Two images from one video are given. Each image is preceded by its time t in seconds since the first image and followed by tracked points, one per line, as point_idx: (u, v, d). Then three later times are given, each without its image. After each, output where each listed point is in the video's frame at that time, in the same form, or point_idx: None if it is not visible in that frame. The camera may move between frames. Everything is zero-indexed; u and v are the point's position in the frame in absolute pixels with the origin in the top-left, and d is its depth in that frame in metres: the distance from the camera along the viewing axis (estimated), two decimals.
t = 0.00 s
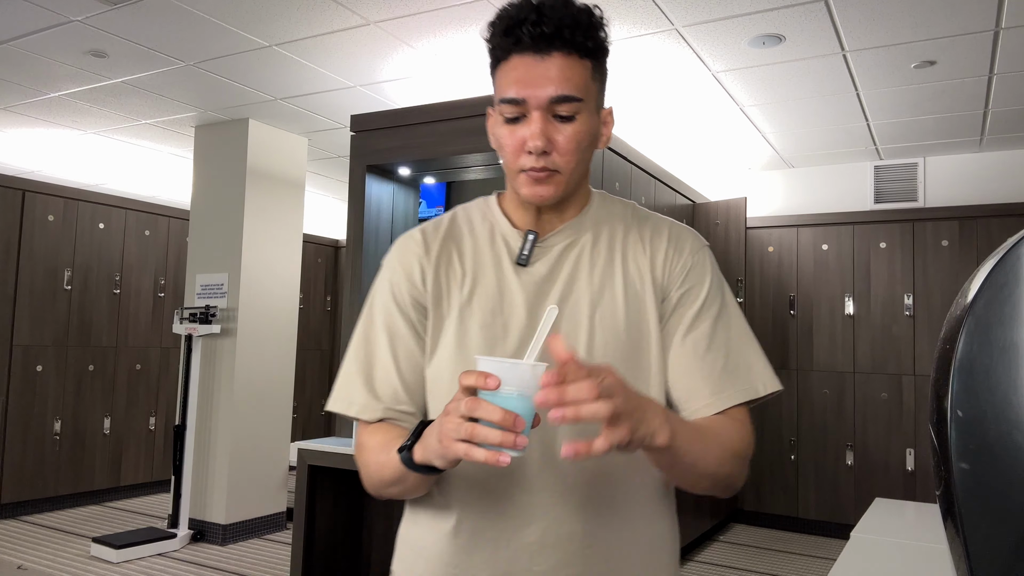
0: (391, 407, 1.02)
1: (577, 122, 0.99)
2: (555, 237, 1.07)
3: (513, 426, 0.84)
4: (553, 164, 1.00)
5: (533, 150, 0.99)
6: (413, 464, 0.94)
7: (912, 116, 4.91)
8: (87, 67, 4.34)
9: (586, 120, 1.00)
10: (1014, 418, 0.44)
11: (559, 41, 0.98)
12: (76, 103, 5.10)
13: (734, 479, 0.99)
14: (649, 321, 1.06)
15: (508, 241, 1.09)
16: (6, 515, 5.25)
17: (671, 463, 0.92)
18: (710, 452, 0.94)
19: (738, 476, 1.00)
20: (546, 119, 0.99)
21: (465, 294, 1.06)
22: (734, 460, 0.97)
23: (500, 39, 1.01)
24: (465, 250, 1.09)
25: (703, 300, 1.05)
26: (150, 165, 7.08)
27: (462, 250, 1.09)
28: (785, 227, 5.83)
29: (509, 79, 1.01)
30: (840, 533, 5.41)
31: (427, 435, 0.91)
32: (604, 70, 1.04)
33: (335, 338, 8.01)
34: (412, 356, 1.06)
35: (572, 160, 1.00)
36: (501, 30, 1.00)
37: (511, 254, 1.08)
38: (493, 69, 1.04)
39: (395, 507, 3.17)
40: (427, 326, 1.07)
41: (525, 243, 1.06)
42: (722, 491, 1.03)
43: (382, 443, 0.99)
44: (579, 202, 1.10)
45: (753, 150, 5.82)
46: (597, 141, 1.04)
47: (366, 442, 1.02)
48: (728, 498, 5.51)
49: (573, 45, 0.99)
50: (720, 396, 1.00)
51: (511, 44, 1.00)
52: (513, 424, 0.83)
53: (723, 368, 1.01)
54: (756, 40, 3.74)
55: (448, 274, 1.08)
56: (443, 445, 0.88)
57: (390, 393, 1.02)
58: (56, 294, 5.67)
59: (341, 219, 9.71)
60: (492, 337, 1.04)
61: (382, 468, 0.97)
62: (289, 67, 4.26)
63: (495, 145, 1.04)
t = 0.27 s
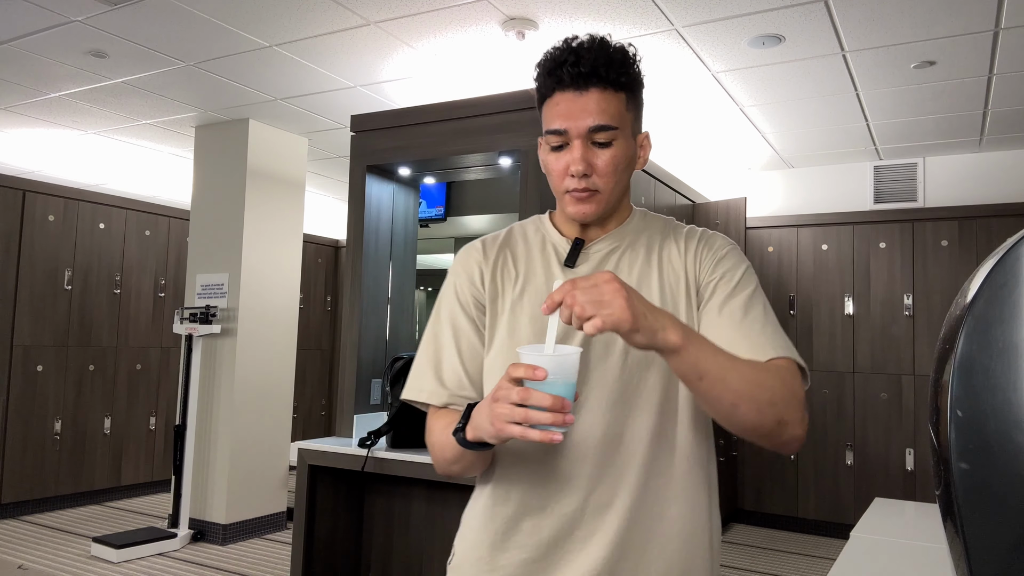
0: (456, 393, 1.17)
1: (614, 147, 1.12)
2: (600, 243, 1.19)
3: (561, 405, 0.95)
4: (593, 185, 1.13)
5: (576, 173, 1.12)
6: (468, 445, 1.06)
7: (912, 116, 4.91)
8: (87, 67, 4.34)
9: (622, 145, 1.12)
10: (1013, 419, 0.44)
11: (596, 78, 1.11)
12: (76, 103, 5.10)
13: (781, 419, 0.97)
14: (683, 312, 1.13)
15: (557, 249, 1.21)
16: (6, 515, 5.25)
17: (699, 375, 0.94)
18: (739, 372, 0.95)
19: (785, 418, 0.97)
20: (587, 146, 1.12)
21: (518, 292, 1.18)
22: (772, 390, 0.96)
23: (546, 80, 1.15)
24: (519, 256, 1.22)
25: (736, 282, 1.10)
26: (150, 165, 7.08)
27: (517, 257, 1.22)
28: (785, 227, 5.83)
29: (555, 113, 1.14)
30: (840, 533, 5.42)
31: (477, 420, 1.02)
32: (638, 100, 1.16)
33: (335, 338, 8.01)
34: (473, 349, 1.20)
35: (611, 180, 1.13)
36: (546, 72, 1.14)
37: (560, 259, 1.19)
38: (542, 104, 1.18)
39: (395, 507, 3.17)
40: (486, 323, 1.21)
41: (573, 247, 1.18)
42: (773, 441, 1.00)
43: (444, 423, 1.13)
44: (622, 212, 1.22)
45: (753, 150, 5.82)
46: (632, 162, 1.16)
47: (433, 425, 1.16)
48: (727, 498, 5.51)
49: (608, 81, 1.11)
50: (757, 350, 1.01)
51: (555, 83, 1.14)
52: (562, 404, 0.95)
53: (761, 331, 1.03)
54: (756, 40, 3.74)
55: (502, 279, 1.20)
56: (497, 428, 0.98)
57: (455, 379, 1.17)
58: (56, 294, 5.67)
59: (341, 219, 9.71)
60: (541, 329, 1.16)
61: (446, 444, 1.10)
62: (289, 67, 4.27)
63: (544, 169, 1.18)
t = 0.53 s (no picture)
0: (463, 380, 1.20)
1: (613, 154, 1.15)
2: (606, 244, 1.22)
3: (587, 393, 0.97)
4: (596, 190, 1.16)
5: (578, 181, 1.15)
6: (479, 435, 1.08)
7: (912, 116, 4.91)
8: (87, 67, 4.34)
9: (621, 152, 1.15)
10: (1016, 418, 0.40)
11: (592, 91, 1.14)
12: (76, 103, 5.10)
13: (795, 386, 0.99)
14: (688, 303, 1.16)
15: (566, 250, 1.25)
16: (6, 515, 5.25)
17: (710, 347, 0.98)
18: (748, 342, 0.99)
19: (800, 385, 1.00)
20: (588, 155, 1.15)
21: (527, 288, 1.22)
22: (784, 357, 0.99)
23: (545, 94, 1.18)
24: (530, 255, 1.27)
25: (738, 269, 1.13)
26: (150, 166, 7.08)
27: (528, 256, 1.27)
28: (785, 227, 5.84)
29: (555, 125, 1.18)
30: (840, 533, 5.42)
31: (494, 414, 1.02)
32: (634, 107, 1.19)
33: (335, 338, 8.02)
34: (484, 342, 1.23)
35: (613, 185, 1.16)
36: (545, 86, 1.17)
37: (568, 258, 1.24)
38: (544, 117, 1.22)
39: (395, 507, 3.17)
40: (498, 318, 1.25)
41: (580, 247, 1.22)
42: (792, 409, 1.02)
43: (449, 413, 1.16)
44: (626, 213, 1.25)
45: (753, 150, 5.82)
46: (633, 166, 1.19)
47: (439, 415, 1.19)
48: (727, 498, 5.51)
49: (604, 92, 1.14)
50: (762, 327, 1.04)
51: (554, 97, 1.17)
52: (589, 390, 0.97)
53: (764, 311, 1.06)
54: (756, 40, 3.74)
55: (514, 278, 1.25)
56: (522, 419, 0.99)
57: (463, 369, 1.20)
58: (56, 294, 5.68)
59: (341, 219, 9.72)
60: (548, 322, 1.19)
61: (452, 433, 1.14)
62: (289, 67, 4.27)
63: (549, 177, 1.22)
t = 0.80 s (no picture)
0: (445, 373, 1.20)
1: (598, 149, 1.15)
2: (589, 242, 1.23)
3: (573, 378, 0.99)
4: (580, 185, 1.16)
5: (563, 175, 1.15)
6: (463, 421, 1.08)
7: (912, 116, 4.91)
8: (87, 67, 4.34)
9: (606, 148, 1.16)
10: (1015, 419, 0.39)
11: (578, 88, 1.15)
12: (76, 102, 5.10)
13: (778, 387, 1.02)
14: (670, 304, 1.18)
15: (548, 248, 1.25)
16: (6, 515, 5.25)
17: (700, 343, 1.00)
18: (737, 341, 1.01)
19: (782, 385, 1.03)
20: (572, 151, 1.15)
21: (510, 284, 1.23)
22: (768, 357, 1.02)
23: (532, 92, 1.19)
24: (514, 252, 1.28)
25: (721, 271, 1.15)
26: (150, 165, 7.08)
27: (512, 253, 1.28)
28: (785, 227, 5.84)
29: (541, 122, 1.18)
30: (840, 533, 5.42)
31: (479, 397, 1.02)
32: (619, 105, 1.20)
33: (335, 338, 8.01)
34: (468, 336, 1.24)
35: (597, 181, 1.16)
36: (531, 84, 1.18)
37: (551, 255, 1.24)
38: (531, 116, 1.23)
39: (395, 507, 3.17)
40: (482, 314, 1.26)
41: (562, 246, 1.22)
42: (773, 410, 1.05)
43: (431, 404, 1.17)
44: (610, 212, 1.25)
45: (753, 150, 5.82)
46: (617, 164, 1.19)
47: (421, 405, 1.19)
48: (728, 498, 5.51)
49: (590, 89, 1.15)
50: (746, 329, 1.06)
51: (540, 94, 1.18)
52: (574, 376, 0.98)
53: (748, 314, 1.08)
54: (756, 40, 3.74)
55: (499, 275, 1.26)
56: (508, 404, 1.00)
57: (445, 361, 1.21)
58: (57, 294, 5.68)
59: (341, 219, 9.71)
60: (531, 318, 1.20)
61: (433, 424, 1.14)
62: (289, 67, 4.27)
63: (534, 175, 1.22)
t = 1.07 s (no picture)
0: (428, 374, 1.20)
1: (577, 151, 1.15)
2: (567, 244, 1.23)
3: (558, 376, 0.99)
4: (559, 187, 1.16)
5: (542, 177, 1.15)
6: (449, 422, 1.07)
7: (912, 116, 4.91)
8: (88, 67, 4.34)
9: (584, 150, 1.16)
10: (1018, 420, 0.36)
11: (556, 89, 1.15)
12: (76, 102, 5.10)
13: (755, 389, 1.04)
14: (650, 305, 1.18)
15: (527, 250, 1.25)
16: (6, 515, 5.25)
17: (679, 344, 1.01)
18: (716, 343, 1.02)
19: (760, 388, 1.04)
20: (551, 152, 1.15)
21: (490, 286, 1.23)
22: (746, 358, 1.03)
23: (509, 93, 1.19)
24: (494, 252, 1.27)
25: (699, 273, 1.15)
26: (150, 166, 7.08)
27: (492, 253, 1.27)
28: (785, 227, 5.84)
29: (519, 123, 1.18)
30: (841, 533, 5.42)
31: (464, 398, 1.02)
32: (597, 106, 1.20)
33: (335, 338, 8.01)
34: (450, 337, 1.24)
35: (576, 182, 1.17)
36: (509, 85, 1.18)
37: (530, 257, 1.24)
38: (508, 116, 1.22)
39: (395, 507, 3.17)
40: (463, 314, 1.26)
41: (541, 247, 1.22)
42: (750, 411, 1.06)
43: (415, 406, 1.17)
44: (588, 212, 1.25)
45: (753, 150, 5.82)
46: (595, 164, 1.20)
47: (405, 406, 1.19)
48: (728, 498, 5.51)
49: (568, 90, 1.15)
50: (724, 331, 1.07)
51: (518, 95, 1.18)
52: (560, 374, 0.98)
53: (725, 317, 1.09)
54: (756, 40, 3.74)
55: (479, 276, 1.25)
56: (494, 403, 1.00)
57: (428, 363, 1.21)
58: (56, 295, 5.68)
59: (341, 219, 9.71)
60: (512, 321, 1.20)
61: (417, 426, 1.15)
62: (289, 67, 4.27)
63: (513, 175, 1.22)
